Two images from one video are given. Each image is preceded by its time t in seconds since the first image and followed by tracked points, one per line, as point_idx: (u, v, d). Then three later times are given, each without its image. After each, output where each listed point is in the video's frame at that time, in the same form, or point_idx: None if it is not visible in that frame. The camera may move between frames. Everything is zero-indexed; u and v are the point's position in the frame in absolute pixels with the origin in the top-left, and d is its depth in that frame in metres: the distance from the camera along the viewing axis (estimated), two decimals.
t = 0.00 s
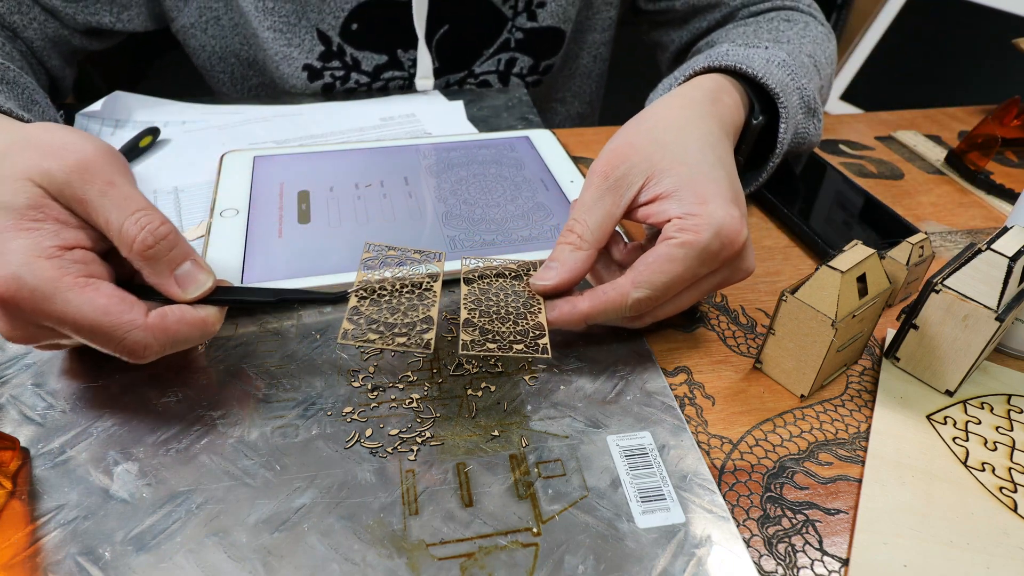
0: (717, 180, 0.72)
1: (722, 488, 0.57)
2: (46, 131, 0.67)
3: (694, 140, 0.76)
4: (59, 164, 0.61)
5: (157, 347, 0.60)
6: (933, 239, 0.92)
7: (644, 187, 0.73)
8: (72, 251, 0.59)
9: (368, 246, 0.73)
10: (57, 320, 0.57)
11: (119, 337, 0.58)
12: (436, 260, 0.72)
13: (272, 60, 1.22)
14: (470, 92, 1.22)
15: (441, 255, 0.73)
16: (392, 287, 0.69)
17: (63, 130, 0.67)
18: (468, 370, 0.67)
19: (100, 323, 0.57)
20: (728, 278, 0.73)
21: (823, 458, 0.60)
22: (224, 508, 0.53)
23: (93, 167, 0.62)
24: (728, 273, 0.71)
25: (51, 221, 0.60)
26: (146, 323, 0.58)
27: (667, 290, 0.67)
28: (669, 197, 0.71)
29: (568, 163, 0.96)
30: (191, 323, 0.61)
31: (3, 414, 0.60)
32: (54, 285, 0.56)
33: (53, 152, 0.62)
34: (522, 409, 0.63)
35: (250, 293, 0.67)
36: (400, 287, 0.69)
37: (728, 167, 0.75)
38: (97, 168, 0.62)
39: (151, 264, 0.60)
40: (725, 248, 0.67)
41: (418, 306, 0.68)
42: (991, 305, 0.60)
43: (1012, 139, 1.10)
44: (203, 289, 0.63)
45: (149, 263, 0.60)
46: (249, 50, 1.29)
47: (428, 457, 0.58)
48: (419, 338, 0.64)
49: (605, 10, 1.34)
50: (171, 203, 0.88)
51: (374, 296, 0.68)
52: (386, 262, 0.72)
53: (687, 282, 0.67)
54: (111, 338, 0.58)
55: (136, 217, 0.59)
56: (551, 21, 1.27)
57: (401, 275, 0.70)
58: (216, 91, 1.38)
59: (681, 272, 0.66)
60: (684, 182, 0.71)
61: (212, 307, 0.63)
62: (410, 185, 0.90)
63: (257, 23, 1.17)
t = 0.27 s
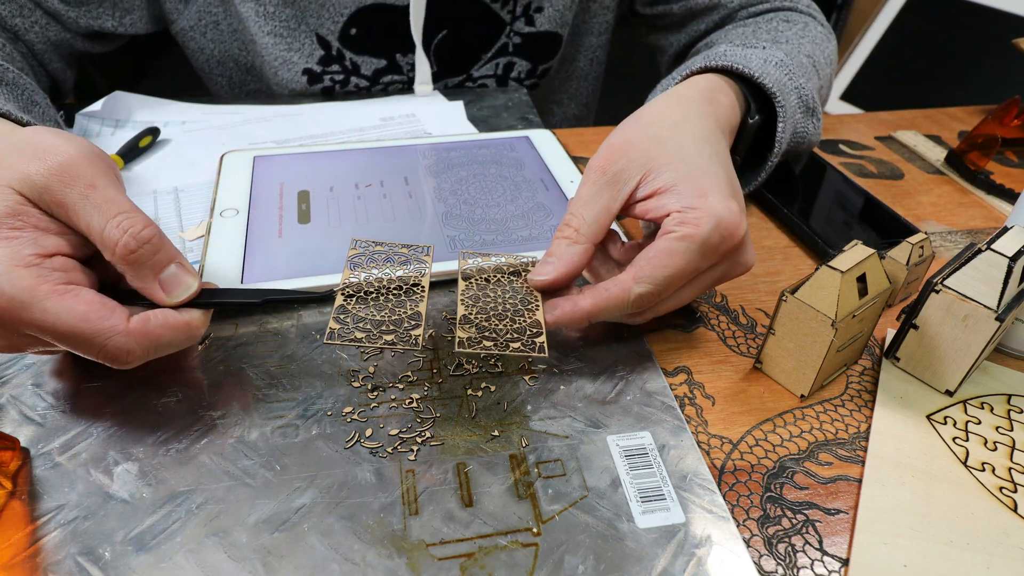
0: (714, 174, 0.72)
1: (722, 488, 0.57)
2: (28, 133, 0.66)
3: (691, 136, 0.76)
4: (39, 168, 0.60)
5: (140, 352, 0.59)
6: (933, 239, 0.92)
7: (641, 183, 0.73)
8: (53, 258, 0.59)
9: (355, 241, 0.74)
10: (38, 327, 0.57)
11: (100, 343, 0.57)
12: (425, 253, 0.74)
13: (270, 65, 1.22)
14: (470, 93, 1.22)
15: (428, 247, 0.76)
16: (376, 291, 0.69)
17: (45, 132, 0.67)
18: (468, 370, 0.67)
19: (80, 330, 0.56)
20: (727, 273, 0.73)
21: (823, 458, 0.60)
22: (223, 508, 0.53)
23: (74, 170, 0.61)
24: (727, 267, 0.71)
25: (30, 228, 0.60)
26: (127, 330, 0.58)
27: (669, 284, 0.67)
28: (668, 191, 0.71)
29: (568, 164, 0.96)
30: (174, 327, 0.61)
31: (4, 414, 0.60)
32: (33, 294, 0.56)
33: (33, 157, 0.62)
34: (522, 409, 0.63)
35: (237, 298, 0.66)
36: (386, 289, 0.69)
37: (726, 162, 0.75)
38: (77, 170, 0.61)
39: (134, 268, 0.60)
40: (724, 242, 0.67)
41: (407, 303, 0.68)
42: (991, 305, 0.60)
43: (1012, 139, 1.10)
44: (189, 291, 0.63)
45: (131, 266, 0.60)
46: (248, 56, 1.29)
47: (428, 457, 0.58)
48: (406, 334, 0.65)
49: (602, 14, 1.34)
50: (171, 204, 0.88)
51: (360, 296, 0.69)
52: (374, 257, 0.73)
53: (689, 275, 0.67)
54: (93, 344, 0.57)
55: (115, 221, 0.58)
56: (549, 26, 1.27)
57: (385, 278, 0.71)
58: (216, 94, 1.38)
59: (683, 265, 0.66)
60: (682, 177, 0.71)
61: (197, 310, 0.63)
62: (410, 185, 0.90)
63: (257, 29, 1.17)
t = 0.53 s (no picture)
0: (719, 169, 0.72)
1: (722, 488, 0.57)
2: (26, 133, 0.66)
3: (692, 134, 0.76)
4: (37, 167, 0.60)
5: (141, 351, 0.59)
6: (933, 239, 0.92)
7: (646, 181, 0.73)
8: (53, 257, 0.59)
9: (355, 239, 0.75)
10: (38, 326, 0.57)
11: (101, 342, 0.57)
12: (424, 250, 0.76)
13: (272, 65, 1.22)
14: (470, 93, 1.22)
15: (427, 244, 0.76)
16: (376, 291, 0.70)
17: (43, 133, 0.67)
18: (468, 370, 0.67)
19: (82, 329, 0.56)
20: (735, 267, 0.72)
21: (823, 458, 0.60)
22: (223, 508, 0.53)
23: (73, 169, 0.61)
24: (735, 262, 0.71)
25: (29, 227, 0.60)
26: (129, 327, 0.58)
27: (695, 284, 0.64)
28: (673, 188, 0.71)
29: (568, 163, 0.96)
30: (175, 326, 0.61)
31: (4, 414, 0.60)
32: (33, 293, 0.56)
33: (32, 156, 0.62)
34: (522, 409, 0.63)
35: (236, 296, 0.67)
36: (386, 288, 0.70)
37: (728, 158, 0.75)
38: (75, 170, 0.61)
39: (135, 267, 0.60)
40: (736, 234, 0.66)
41: (407, 299, 0.70)
42: (991, 305, 0.60)
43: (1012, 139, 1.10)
44: (189, 290, 0.64)
45: (132, 266, 0.60)
46: (249, 55, 1.29)
47: (427, 457, 0.58)
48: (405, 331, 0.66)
49: (603, 13, 1.34)
50: (171, 204, 0.88)
51: (362, 294, 0.70)
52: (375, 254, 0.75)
53: (713, 274, 0.65)
54: (95, 343, 0.57)
55: (116, 220, 0.58)
56: (549, 25, 1.27)
57: (382, 279, 0.71)
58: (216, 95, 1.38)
59: (706, 263, 0.64)
60: (687, 173, 0.71)
61: (197, 309, 0.64)
62: (410, 185, 0.90)
63: (258, 29, 1.17)
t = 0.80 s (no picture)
0: (719, 158, 0.72)
1: (722, 488, 0.57)
2: (25, 133, 0.66)
3: (690, 126, 0.77)
4: (36, 167, 0.60)
5: (142, 350, 0.59)
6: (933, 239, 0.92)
7: (649, 174, 0.73)
8: (53, 257, 0.60)
9: (354, 238, 0.76)
10: (38, 325, 0.57)
11: (101, 341, 0.57)
12: (423, 249, 0.76)
13: (269, 66, 1.22)
14: (470, 93, 1.22)
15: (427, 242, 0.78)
16: (377, 291, 0.71)
17: (42, 133, 0.67)
18: (468, 370, 0.67)
19: (82, 329, 0.57)
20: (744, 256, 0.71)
21: (823, 458, 0.60)
22: (224, 508, 0.53)
23: (72, 169, 0.61)
24: (746, 249, 0.69)
25: (30, 227, 0.60)
26: (128, 327, 0.58)
27: (703, 262, 0.63)
28: (676, 178, 0.71)
29: (568, 163, 0.96)
30: (175, 325, 0.61)
31: (4, 414, 0.60)
32: (32, 293, 0.56)
33: (31, 156, 0.61)
34: (522, 409, 0.63)
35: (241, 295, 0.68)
36: (386, 287, 0.72)
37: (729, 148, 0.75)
38: (74, 170, 0.61)
39: (135, 267, 0.60)
40: (741, 215, 0.65)
41: (405, 297, 0.71)
42: (991, 305, 0.60)
43: (1012, 139, 1.10)
44: (189, 290, 0.63)
45: (132, 265, 0.60)
46: (248, 56, 1.29)
47: (427, 457, 0.58)
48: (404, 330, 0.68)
49: (603, 15, 1.34)
50: (171, 204, 0.87)
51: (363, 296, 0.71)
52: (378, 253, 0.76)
53: (721, 254, 0.64)
54: (95, 342, 0.58)
55: (115, 220, 0.58)
56: (548, 27, 1.27)
57: (383, 277, 0.73)
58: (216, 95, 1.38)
59: (713, 242, 0.63)
60: (688, 163, 0.71)
61: (197, 309, 0.64)
62: (410, 185, 0.90)
63: (257, 29, 1.17)
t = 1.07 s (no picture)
0: (707, 136, 0.73)
1: (722, 488, 0.57)
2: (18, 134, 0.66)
3: (678, 114, 0.78)
4: (29, 167, 0.60)
5: (138, 343, 0.60)
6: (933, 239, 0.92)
7: (641, 158, 0.73)
8: (47, 255, 0.60)
9: (347, 229, 0.78)
10: (32, 323, 0.56)
11: (97, 335, 0.58)
12: (418, 235, 0.79)
13: (269, 67, 1.22)
14: (470, 93, 1.22)
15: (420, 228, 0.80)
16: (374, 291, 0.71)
17: (34, 134, 0.67)
18: (468, 370, 0.67)
19: (77, 324, 0.57)
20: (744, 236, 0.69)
21: (823, 458, 0.60)
22: (223, 508, 0.53)
23: (66, 169, 0.61)
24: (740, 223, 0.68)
25: (22, 227, 0.60)
26: (125, 319, 0.58)
27: (685, 228, 0.63)
28: (667, 159, 0.72)
29: (568, 163, 0.96)
30: (172, 318, 0.61)
31: (4, 414, 0.60)
32: (27, 292, 0.56)
33: (23, 156, 0.61)
34: (522, 409, 0.63)
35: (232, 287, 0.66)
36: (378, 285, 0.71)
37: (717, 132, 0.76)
38: (67, 169, 0.61)
39: (130, 264, 0.60)
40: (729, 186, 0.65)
41: (402, 279, 0.73)
42: (991, 305, 0.60)
43: (1012, 140, 1.10)
44: (186, 285, 0.63)
45: (127, 262, 0.59)
46: (247, 57, 1.29)
47: (427, 457, 0.58)
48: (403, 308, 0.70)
49: (603, 16, 1.34)
50: (171, 204, 0.87)
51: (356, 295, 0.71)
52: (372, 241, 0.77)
53: (704, 219, 0.64)
54: (91, 337, 0.58)
55: (109, 217, 0.58)
56: (547, 27, 1.27)
57: (377, 275, 0.72)
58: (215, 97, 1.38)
59: (694, 207, 0.63)
60: (679, 144, 0.72)
61: (194, 302, 0.64)
62: (410, 185, 0.90)
63: (255, 31, 1.17)
